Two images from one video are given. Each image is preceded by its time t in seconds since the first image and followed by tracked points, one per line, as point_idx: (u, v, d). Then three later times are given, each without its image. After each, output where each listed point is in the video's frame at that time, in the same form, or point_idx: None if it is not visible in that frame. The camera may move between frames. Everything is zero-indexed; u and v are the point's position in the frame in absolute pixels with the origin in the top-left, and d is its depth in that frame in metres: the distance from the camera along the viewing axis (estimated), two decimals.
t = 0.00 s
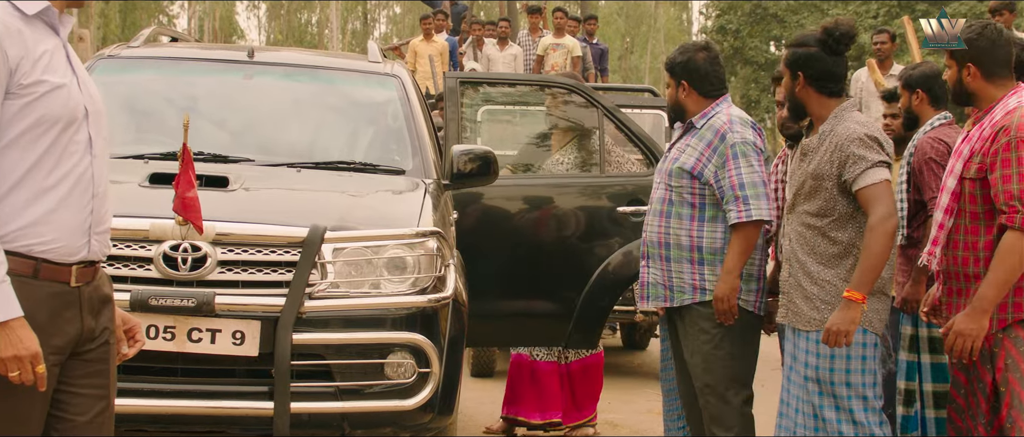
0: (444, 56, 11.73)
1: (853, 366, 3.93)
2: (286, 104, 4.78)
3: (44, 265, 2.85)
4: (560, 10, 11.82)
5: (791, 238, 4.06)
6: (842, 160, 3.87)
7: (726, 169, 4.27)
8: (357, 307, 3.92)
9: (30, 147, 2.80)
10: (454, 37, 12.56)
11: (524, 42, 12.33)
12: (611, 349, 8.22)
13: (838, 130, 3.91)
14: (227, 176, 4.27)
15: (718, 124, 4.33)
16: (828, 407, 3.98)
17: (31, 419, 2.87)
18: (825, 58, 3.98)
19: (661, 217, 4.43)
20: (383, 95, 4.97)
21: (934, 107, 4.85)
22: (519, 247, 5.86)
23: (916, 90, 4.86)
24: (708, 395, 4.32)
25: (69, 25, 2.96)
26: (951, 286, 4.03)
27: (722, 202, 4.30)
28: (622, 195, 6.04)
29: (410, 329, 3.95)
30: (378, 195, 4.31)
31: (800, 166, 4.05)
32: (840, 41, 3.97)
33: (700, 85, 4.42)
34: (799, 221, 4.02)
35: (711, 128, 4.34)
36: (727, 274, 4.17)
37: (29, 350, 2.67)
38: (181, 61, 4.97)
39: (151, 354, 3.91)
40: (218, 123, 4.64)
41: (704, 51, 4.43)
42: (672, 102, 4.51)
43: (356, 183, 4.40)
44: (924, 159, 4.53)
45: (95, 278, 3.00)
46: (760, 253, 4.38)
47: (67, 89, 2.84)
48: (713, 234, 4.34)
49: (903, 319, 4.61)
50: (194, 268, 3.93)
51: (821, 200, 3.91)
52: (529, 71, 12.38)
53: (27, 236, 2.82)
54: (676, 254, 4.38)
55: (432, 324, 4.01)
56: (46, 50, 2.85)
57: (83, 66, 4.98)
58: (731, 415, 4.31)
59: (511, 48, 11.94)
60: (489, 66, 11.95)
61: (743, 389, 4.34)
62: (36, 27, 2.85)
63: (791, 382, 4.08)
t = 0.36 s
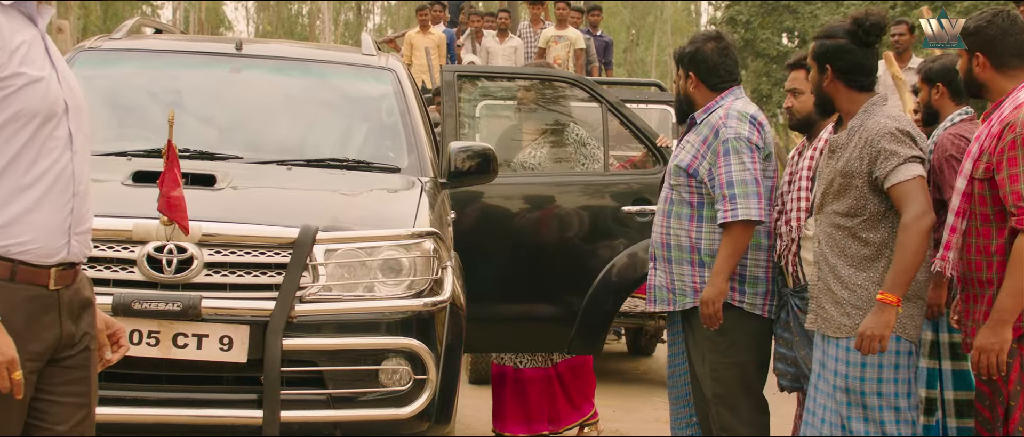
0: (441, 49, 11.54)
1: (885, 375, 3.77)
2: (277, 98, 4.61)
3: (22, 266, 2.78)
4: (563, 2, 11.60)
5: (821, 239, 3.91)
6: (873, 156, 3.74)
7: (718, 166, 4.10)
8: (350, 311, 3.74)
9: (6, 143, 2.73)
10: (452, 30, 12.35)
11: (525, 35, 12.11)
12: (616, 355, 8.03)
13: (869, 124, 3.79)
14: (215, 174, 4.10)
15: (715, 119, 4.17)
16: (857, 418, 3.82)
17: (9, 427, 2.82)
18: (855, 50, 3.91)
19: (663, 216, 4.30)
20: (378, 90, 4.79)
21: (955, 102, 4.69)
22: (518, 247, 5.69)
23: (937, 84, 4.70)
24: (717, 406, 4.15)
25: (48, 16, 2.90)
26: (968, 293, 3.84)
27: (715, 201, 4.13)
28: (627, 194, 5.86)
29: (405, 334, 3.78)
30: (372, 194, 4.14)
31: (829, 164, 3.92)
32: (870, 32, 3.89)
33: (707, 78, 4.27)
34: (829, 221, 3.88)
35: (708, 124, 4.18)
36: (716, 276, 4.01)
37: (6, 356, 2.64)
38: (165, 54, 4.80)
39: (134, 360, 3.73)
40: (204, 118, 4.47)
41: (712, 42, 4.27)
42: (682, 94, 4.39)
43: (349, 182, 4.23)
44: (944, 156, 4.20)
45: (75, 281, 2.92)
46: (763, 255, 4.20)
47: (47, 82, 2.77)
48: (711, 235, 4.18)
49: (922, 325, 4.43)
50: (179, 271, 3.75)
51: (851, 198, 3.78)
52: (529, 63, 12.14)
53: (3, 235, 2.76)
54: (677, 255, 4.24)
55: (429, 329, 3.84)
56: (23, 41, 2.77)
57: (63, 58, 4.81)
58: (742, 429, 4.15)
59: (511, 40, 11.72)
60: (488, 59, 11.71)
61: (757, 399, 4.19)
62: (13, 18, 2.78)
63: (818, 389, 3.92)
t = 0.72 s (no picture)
0: (438, 41, 11.35)
1: (908, 385, 3.55)
2: (265, 93, 4.44)
3: None
4: None
5: (840, 242, 3.72)
6: (893, 154, 3.54)
7: (720, 166, 3.91)
8: (342, 317, 3.56)
9: None
10: (450, 23, 12.14)
11: (526, 27, 11.90)
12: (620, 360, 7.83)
13: (888, 120, 3.60)
14: (200, 173, 3.92)
15: (719, 116, 3.98)
16: (878, 430, 3.61)
17: None
18: (871, 44, 3.73)
19: (670, 219, 4.13)
20: (372, 84, 4.61)
21: (978, 97, 4.54)
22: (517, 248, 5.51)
23: (960, 78, 4.54)
24: (726, 418, 3.98)
25: (25, 8, 2.76)
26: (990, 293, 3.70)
27: (719, 202, 3.94)
28: (632, 193, 5.68)
29: (401, 341, 3.60)
30: (366, 193, 3.96)
31: (848, 163, 3.74)
32: (888, 24, 3.71)
33: (714, 72, 4.10)
34: (847, 223, 3.69)
35: (712, 122, 4.00)
36: (721, 284, 3.82)
37: None
38: (147, 46, 4.62)
39: (115, 368, 3.55)
40: (188, 114, 4.30)
41: (720, 34, 4.09)
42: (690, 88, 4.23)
43: (341, 181, 4.05)
44: (966, 153, 4.06)
45: (53, 285, 2.78)
46: (773, 259, 4.03)
47: (22, 76, 2.63)
48: (716, 239, 4.00)
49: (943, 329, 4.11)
50: (163, 275, 3.57)
51: (870, 198, 3.58)
52: (530, 56, 11.89)
53: None
54: (684, 259, 4.07)
55: (425, 335, 3.66)
56: None
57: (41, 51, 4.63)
58: None
59: (511, 33, 11.47)
60: (488, 52, 11.41)
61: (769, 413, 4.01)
62: None
63: (838, 400, 3.71)
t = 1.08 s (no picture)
0: (435, 34, 11.22)
1: (904, 387, 3.49)
2: (255, 88, 4.32)
3: None
4: None
5: (831, 243, 3.62)
6: (886, 152, 3.44)
7: (725, 166, 3.79)
8: (335, 320, 3.43)
9: None
10: (449, 17, 12.00)
11: (527, 20, 11.76)
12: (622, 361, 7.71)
13: (879, 118, 3.49)
14: (189, 171, 3.80)
15: (724, 114, 3.86)
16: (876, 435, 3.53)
17: None
18: (861, 39, 3.61)
19: (677, 221, 4.02)
20: (367, 79, 4.49)
21: (995, 92, 4.44)
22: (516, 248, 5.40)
23: (976, 72, 4.43)
24: (734, 426, 3.87)
25: None
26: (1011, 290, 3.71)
27: (725, 204, 3.82)
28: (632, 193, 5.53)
29: (398, 345, 3.48)
30: (361, 192, 3.84)
31: (838, 161, 3.63)
32: (877, 18, 3.59)
33: (719, 67, 3.99)
34: (838, 223, 3.60)
35: (717, 120, 3.88)
36: (728, 289, 3.70)
37: None
38: (134, 39, 4.49)
39: (101, 373, 3.42)
40: (175, 109, 4.18)
41: (725, 27, 3.97)
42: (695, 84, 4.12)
43: (335, 179, 3.92)
44: (982, 151, 4.11)
45: (35, 287, 2.67)
46: (782, 260, 3.89)
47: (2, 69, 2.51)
48: (724, 242, 3.89)
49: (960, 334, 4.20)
50: (150, 276, 3.44)
51: (863, 198, 3.48)
52: (531, 49, 11.73)
53: None
54: (690, 263, 3.97)
55: (421, 339, 3.54)
56: None
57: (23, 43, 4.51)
58: None
59: (511, 25, 11.33)
60: (487, 45, 11.30)
61: (779, 422, 3.88)
62: None
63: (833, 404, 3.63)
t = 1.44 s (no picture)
0: (430, 28, 11.12)
1: (901, 386, 3.41)
2: (245, 83, 4.23)
3: None
4: None
5: (820, 242, 3.54)
6: (875, 149, 3.36)
7: (729, 166, 3.70)
8: (329, 322, 3.34)
9: None
10: (446, 12, 11.89)
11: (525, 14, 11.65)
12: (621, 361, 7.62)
13: (867, 115, 3.40)
14: (178, 169, 3.70)
15: (728, 112, 3.77)
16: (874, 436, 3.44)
17: None
18: (848, 34, 3.51)
19: (678, 222, 3.93)
20: (361, 75, 4.39)
21: (1007, 88, 4.35)
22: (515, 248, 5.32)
23: (988, 67, 4.35)
24: (736, 431, 3.78)
25: None
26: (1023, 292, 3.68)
27: (729, 204, 3.73)
28: (631, 192, 5.41)
29: (392, 348, 3.39)
30: (355, 191, 3.74)
31: (826, 159, 3.54)
32: (864, 13, 3.49)
33: (721, 63, 3.90)
34: (829, 222, 3.51)
35: (720, 118, 3.79)
36: (734, 292, 3.62)
37: None
38: (121, 34, 4.39)
39: (86, 377, 3.32)
40: (164, 105, 4.09)
41: (726, 22, 3.88)
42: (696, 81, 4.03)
43: (328, 177, 3.83)
44: (994, 147, 4.03)
45: (16, 288, 2.58)
46: (788, 262, 3.80)
47: None
48: (728, 244, 3.80)
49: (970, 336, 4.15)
50: (138, 277, 3.35)
51: (853, 196, 3.40)
52: (529, 44, 11.62)
53: None
54: (693, 265, 3.88)
55: (417, 341, 3.45)
56: None
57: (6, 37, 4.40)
58: None
59: (509, 19, 11.22)
60: (484, 40, 11.19)
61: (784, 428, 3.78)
62: None
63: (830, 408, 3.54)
